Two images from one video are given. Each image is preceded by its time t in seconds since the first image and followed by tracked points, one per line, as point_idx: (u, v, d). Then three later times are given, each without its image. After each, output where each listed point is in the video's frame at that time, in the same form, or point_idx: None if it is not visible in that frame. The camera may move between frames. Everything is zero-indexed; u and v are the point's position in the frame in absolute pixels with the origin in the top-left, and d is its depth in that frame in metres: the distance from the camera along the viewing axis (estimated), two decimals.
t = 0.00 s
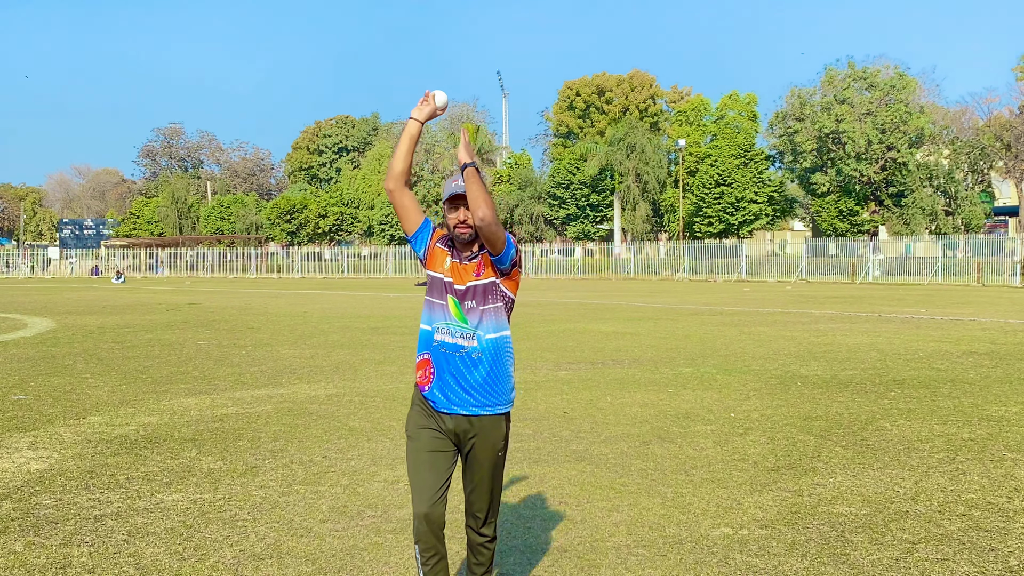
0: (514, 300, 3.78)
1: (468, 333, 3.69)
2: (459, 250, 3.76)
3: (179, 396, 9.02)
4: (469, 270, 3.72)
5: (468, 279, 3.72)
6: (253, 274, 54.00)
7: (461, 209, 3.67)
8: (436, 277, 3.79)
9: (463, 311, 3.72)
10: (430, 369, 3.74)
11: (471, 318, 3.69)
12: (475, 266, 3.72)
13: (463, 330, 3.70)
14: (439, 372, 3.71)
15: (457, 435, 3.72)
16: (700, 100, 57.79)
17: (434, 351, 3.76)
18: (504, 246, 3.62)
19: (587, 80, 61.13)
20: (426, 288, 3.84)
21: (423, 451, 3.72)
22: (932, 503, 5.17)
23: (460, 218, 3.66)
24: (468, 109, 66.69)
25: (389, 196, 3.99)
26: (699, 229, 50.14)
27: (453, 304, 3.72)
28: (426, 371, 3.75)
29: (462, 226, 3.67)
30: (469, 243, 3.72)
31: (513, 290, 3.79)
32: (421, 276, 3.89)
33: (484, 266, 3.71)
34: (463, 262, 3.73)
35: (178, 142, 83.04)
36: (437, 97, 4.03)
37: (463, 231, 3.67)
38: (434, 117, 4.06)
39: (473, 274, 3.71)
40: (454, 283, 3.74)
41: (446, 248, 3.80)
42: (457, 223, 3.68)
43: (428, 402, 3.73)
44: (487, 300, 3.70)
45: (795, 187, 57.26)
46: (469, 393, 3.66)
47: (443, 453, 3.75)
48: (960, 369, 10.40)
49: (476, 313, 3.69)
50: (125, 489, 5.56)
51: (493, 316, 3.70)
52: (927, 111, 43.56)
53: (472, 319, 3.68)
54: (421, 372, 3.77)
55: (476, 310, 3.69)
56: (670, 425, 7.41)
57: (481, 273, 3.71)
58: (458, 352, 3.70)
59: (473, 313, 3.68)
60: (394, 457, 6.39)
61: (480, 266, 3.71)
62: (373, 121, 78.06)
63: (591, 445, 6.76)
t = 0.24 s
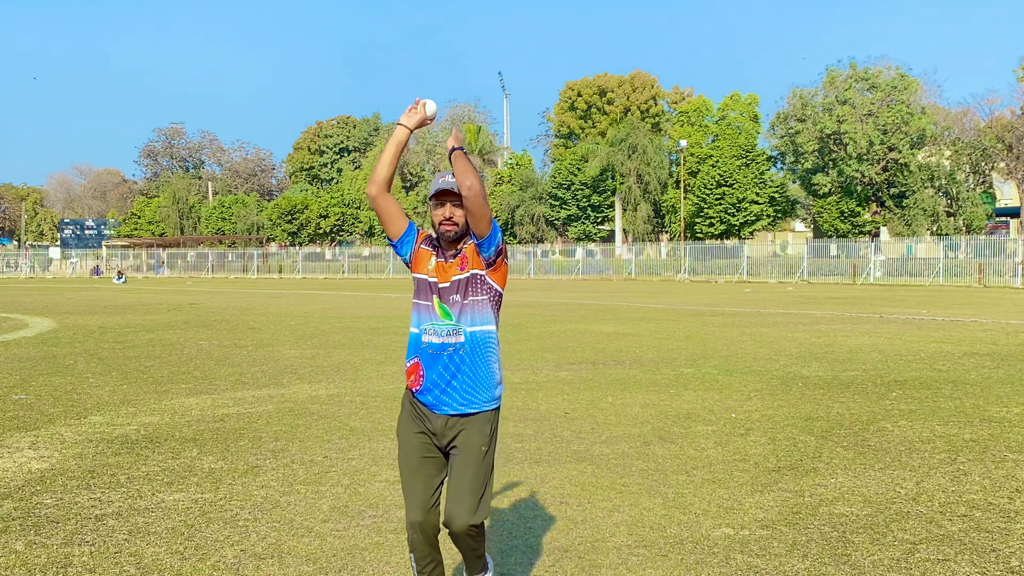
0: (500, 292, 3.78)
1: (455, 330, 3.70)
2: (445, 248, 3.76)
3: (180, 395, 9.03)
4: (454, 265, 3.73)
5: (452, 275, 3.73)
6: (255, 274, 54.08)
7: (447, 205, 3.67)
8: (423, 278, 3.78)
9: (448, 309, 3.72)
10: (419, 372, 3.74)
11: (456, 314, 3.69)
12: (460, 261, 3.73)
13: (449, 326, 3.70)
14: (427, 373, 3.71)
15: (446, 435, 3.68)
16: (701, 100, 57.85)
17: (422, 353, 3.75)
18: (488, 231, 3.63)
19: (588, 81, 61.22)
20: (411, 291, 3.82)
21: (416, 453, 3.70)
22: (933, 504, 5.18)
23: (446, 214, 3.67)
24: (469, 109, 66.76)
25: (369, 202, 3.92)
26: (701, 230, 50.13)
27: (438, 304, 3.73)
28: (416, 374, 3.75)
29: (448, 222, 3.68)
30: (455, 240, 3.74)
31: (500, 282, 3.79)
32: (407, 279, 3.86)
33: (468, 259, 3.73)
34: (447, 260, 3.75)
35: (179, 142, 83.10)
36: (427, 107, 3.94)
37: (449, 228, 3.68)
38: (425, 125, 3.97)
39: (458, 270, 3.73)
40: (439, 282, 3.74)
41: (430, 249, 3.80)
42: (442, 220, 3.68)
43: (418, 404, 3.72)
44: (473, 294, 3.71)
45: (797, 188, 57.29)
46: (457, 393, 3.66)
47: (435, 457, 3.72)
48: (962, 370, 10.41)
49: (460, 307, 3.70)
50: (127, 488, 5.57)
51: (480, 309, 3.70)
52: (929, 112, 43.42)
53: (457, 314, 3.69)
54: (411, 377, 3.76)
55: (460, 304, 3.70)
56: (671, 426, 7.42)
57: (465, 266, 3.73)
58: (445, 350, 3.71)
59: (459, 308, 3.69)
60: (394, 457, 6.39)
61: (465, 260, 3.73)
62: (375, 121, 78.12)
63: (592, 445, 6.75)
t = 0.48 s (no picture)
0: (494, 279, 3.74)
1: (443, 316, 3.63)
2: (434, 242, 3.78)
3: (184, 396, 9.05)
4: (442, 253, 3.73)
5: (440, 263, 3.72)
6: (258, 274, 54.16)
7: (440, 199, 3.73)
8: (414, 275, 3.75)
9: (437, 298, 3.69)
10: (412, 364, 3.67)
11: (444, 298, 3.65)
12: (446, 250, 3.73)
13: (439, 312, 3.64)
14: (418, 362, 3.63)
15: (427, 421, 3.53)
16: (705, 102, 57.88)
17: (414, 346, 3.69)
18: (482, 208, 3.69)
19: (592, 82, 61.34)
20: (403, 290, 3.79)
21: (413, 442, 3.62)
22: (936, 506, 5.18)
23: (439, 207, 3.73)
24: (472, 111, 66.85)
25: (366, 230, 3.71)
26: (704, 232, 50.13)
27: (429, 297, 3.70)
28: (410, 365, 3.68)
29: (440, 216, 3.74)
30: (444, 233, 3.76)
31: (493, 266, 3.76)
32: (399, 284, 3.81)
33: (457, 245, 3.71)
34: (436, 251, 3.74)
35: (183, 144, 83.22)
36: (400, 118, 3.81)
37: (441, 221, 3.73)
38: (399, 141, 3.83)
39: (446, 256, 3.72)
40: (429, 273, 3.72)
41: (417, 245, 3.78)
42: (434, 214, 3.74)
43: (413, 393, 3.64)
44: (463, 278, 3.66)
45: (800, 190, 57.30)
46: (446, 367, 3.52)
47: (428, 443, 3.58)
48: (965, 373, 10.39)
49: (449, 291, 3.66)
50: (130, 488, 5.58)
51: (471, 292, 3.64)
52: (932, 115, 43.55)
53: (446, 300, 3.65)
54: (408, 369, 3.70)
55: (449, 287, 3.66)
56: (674, 428, 7.41)
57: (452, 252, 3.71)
58: (434, 336, 3.62)
59: (449, 294, 3.65)
60: (397, 458, 6.39)
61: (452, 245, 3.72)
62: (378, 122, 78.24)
63: (595, 447, 6.75)
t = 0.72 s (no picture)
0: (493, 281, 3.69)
1: (436, 326, 3.59)
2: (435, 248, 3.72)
3: (189, 398, 9.06)
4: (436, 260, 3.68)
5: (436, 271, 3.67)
6: (263, 276, 54.21)
7: (441, 206, 3.66)
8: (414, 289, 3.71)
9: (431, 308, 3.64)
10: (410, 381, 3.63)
11: (437, 308, 3.60)
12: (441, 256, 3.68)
13: (432, 323, 3.60)
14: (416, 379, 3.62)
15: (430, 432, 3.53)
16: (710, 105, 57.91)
17: (411, 362, 3.65)
18: (482, 208, 3.60)
19: (597, 85, 61.39)
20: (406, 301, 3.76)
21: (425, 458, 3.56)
22: (940, 510, 5.17)
23: (439, 215, 3.66)
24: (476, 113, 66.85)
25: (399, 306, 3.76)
26: (708, 235, 50.12)
27: (424, 307, 3.66)
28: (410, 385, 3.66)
29: (441, 223, 3.67)
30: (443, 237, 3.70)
31: (491, 269, 3.70)
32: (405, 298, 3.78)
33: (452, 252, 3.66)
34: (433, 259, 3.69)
35: (188, 146, 83.35)
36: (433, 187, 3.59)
37: (441, 228, 3.66)
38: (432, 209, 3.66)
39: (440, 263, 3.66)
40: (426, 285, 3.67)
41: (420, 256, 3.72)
42: (435, 221, 3.67)
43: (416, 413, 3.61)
44: (459, 285, 3.61)
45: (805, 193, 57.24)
46: (439, 382, 3.51)
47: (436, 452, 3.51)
48: (972, 377, 10.36)
49: (443, 299, 3.60)
50: (135, 489, 5.59)
51: (467, 299, 3.59)
52: (938, 118, 43.46)
53: (439, 310, 3.59)
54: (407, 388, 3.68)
55: (443, 295, 3.60)
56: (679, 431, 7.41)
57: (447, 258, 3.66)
58: (430, 348, 3.58)
59: (442, 303, 3.59)
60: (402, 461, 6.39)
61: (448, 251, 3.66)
62: (383, 124, 78.31)
63: (600, 449, 6.75)
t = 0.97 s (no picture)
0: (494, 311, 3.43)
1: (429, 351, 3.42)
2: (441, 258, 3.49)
3: (195, 400, 9.07)
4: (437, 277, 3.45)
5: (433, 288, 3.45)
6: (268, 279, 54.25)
7: (458, 209, 3.43)
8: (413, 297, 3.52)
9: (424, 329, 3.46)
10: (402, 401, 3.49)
11: (431, 333, 3.41)
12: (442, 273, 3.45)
13: (424, 348, 3.42)
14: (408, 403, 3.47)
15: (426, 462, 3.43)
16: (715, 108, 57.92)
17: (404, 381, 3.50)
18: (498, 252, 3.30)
19: (602, 88, 61.48)
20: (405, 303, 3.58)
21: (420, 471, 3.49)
22: (947, 514, 5.15)
23: (453, 220, 3.43)
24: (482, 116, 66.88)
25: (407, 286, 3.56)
26: (714, 239, 50.02)
27: (417, 324, 3.48)
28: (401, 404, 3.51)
29: (453, 230, 3.44)
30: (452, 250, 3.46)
31: (497, 296, 3.45)
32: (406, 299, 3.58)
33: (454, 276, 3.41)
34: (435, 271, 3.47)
35: (193, 149, 83.51)
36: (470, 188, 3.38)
37: (452, 237, 3.43)
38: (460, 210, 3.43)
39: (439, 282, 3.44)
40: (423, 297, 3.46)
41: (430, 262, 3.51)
42: (447, 225, 3.45)
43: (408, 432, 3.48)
44: (455, 312, 3.40)
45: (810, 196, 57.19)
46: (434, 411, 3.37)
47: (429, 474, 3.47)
48: (978, 381, 10.33)
49: (438, 325, 3.40)
50: (140, 492, 5.59)
51: (463, 329, 3.38)
52: (943, 121, 43.56)
53: (432, 335, 3.41)
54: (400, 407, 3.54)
55: (438, 321, 3.41)
56: (684, 434, 7.40)
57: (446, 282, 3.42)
58: (420, 373, 3.44)
59: (436, 329, 3.40)
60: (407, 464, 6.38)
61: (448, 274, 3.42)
62: (388, 128, 78.41)
63: (605, 453, 6.74)
